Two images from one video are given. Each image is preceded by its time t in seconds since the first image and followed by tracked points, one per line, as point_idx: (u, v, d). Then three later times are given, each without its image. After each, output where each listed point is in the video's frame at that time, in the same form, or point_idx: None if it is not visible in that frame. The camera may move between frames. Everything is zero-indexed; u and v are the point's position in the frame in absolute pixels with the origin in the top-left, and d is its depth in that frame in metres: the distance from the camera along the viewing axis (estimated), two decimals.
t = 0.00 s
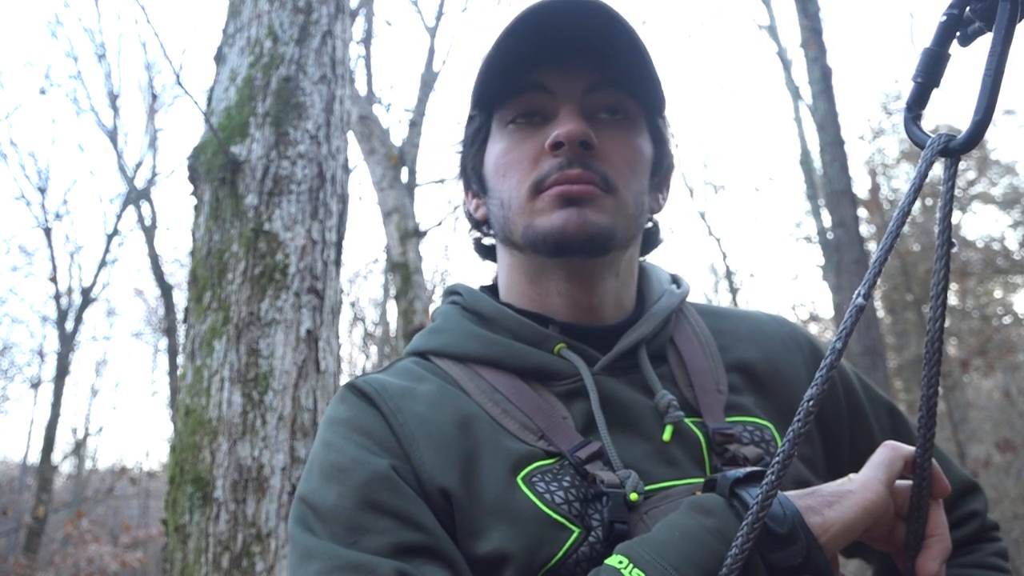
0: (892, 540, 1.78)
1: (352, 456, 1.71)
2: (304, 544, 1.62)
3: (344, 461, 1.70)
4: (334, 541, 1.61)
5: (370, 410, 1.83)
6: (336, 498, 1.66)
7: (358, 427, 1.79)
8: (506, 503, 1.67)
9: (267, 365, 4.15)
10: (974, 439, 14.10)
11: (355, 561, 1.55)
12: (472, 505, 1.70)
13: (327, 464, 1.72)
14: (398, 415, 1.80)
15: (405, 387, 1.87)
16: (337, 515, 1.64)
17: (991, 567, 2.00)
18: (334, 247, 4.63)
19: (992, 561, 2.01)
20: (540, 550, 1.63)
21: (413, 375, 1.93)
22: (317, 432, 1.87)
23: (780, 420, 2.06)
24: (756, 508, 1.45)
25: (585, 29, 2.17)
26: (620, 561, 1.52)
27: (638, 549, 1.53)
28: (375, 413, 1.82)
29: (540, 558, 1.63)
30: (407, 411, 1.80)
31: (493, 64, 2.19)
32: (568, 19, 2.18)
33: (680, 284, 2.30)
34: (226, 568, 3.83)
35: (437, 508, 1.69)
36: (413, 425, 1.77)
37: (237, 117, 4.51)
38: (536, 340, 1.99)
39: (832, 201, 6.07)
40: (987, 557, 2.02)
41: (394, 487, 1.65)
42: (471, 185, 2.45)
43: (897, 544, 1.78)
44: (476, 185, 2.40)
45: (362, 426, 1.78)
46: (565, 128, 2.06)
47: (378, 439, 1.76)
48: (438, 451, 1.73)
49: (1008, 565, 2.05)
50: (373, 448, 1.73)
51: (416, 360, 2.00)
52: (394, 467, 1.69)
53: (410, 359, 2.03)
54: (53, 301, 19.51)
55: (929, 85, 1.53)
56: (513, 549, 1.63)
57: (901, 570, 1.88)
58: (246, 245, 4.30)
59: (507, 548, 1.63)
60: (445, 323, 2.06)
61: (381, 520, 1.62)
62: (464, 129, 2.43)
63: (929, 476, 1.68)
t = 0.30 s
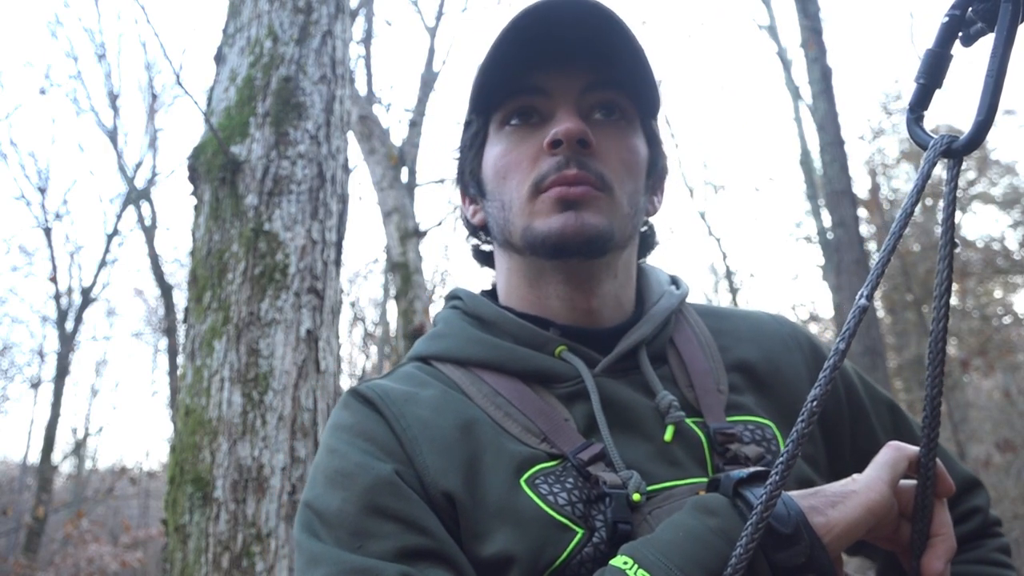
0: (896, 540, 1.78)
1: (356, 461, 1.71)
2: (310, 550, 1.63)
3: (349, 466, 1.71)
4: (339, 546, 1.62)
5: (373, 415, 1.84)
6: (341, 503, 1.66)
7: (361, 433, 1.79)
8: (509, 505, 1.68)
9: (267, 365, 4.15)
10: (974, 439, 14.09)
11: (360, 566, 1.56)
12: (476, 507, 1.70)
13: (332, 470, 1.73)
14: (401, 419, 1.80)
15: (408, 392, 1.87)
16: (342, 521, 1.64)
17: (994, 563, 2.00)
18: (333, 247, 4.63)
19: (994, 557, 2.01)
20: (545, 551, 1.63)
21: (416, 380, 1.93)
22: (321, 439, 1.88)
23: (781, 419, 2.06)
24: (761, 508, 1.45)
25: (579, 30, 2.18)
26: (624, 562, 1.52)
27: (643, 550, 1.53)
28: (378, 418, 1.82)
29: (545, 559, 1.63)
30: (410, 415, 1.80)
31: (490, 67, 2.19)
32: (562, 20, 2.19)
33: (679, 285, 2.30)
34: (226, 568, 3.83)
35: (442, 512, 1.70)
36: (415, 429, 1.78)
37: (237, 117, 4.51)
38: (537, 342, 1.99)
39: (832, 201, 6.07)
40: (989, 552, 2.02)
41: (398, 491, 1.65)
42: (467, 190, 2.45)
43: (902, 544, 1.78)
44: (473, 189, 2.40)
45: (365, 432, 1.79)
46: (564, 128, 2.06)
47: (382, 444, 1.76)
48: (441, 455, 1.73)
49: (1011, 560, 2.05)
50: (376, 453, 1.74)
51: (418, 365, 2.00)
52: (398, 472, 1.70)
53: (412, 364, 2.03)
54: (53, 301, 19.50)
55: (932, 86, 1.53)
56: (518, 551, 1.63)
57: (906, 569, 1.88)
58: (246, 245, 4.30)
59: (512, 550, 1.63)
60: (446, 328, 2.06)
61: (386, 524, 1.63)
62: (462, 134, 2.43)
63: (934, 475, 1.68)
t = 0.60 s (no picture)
0: (900, 540, 1.78)
1: (361, 464, 1.71)
2: (317, 553, 1.63)
3: (354, 469, 1.71)
4: (346, 549, 1.62)
5: (378, 419, 1.84)
6: (347, 506, 1.66)
7: (366, 436, 1.80)
8: (514, 506, 1.68)
9: (267, 365, 4.15)
10: (974, 439, 14.09)
11: (367, 567, 1.56)
12: (481, 509, 1.70)
13: (337, 473, 1.73)
14: (405, 422, 1.80)
15: (411, 395, 1.87)
16: (348, 524, 1.64)
17: (995, 562, 2.00)
18: (334, 247, 4.63)
19: (995, 556, 2.01)
20: (550, 551, 1.63)
21: (420, 383, 1.93)
22: (325, 443, 1.88)
23: (782, 420, 2.06)
24: (766, 508, 1.45)
25: (578, 33, 2.18)
26: (630, 562, 1.52)
27: (648, 550, 1.53)
28: (382, 421, 1.83)
29: (550, 559, 1.63)
30: (414, 418, 1.81)
31: (491, 70, 2.20)
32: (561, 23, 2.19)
33: (680, 286, 2.30)
34: (226, 568, 3.83)
35: (447, 514, 1.70)
36: (420, 432, 1.78)
37: (237, 116, 4.51)
38: (540, 344, 1.99)
39: (832, 201, 6.07)
40: (990, 551, 2.02)
41: (404, 494, 1.65)
42: (469, 195, 2.45)
43: (906, 544, 1.78)
44: (475, 193, 2.40)
45: (370, 435, 1.79)
46: (564, 132, 2.06)
47: (387, 447, 1.76)
48: (445, 457, 1.73)
49: (1011, 559, 2.05)
50: (382, 456, 1.74)
51: (422, 369, 2.00)
52: (403, 474, 1.70)
53: (416, 368, 2.03)
54: (53, 301, 19.48)
55: (935, 87, 1.53)
56: (523, 552, 1.63)
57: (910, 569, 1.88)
58: (246, 245, 4.30)
59: (517, 551, 1.63)
60: (449, 331, 2.06)
61: (392, 526, 1.63)
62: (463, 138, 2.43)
63: (939, 475, 1.67)
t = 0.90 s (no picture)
0: (902, 539, 1.78)
1: (364, 466, 1.71)
2: (319, 554, 1.64)
3: (357, 471, 1.71)
4: (348, 550, 1.62)
5: (380, 420, 1.84)
6: (349, 508, 1.66)
7: (368, 438, 1.80)
8: (516, 507, 1.67)
9: (267, 365, 4.15)
10: (974, 439, 14.10)
11: (369, 569, 1.56)
12: (484, 510, 1.70)
13: (340, 474, 1.73)
14: (407, 423, 1.80)
15: (413, 396, 1.87)
16: (350, 525, 1.64)
17: (996, 562, 2.00)
18: (334, 247, 4.63)
19: (995, 555, 2.01)
20: (552, 552, 1.63)
21: (421, 384, 1.93)
22: (328, 444, 1.88)
23: (783, 420, 2.06)
24: (767, 508, 1.45)
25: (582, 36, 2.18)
26: (631, 562, 1.52)
27: (650, 551, 1.53)
28: (385, 423, 1.83)
29: (552, 560, 1.63)
30: (416, 420, 1.80)
31: (494, 70, 2.20)
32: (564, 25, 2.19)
33: (681, 287, 2.30)
34: (226, 568, 3.83)
35: (449, 515, 1.70)
36: (422, 434, 1.77)
37: (237, 116, 4.50)
38: (541, 345, 1.99)
39: (832, 201, 6.07)
40: (990, 550, 2.01)
41: (406, 495, 1.65)
42: (472, 195, 2.45)
43: (908, 543, 1.78)
44: (478, 193, 2.40)
45: (372, 437, 1.79)
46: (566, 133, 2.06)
47: (389, 449, 1.76)
48: (447, 458, 1.73)
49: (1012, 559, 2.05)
50: (384, 458, 1.74)
51: (423, 370, 2.00)
52: (405, 476, 1.70)
53: (417, 369, 2.03)
54: (53, 301, 19.47)
55: (935, 87, 1.53)
56: (525, 552, 1.63)
57: (912, 569, 1.88)
58: (246, 245, 4.30)
59: (519, 552, 1.63)
60: (450, 332, 2.06)
61: (394, 528, 1.63)
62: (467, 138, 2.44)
63: (940, 474, 1.67)
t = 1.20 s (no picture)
0: (904, 539, 1.78)
1: (365, 467, 1.71)
2: (321, 555, 1.64)
3: (358, 471, 1.71)
4: (349, 551, 1.62)
5: (380, 421, 1.84)
6: (350, 509, 1.67)
7: (370, 438, 1.80)
8: (517, 507, 1.67)
9: (267, 366, 4.15)
10: (974, 439, 14.10)
11: (370, 569, 1.56)
12: (485, 511, 1.69)
13: (341, 475, 1.73)
14: (408, 424, 1.80)
15: (415, 397, 1.87)
16: (351, 526, 1.65)
17: (996, 562, 2.00)
18: (334, 247, 4.63)
19: (994, 556, 2.01)
20: (553, 552, 1.63)
21: (422, 385, 1.93)
22: (329, 445, 1.88)
23: (784, 420, 2.05)
24: (768, 509, 1.45)
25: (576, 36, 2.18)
26: (632, 563, 1.52)
27: (651, 551, 1.53)
28: (385, 423, 1.83)
29: (554, 560, 1.63)
30: (417, 420, 1.80)
31: (488, 74, 2.20)
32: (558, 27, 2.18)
33: (681, 287, 2.30)
34: (226, 568, 3.83)
35: (450, 515, 1.70)
36: (423, 434, 1.77)
37: (237, 116, 4.50)
38: (542, 346, 1.98)
39: (831, 201, 6.08)
40: (989, 551, 2.01)
41: (407, 496, 1.65)
42: (473, 196, 2.46)
43: (909, 543, 1.78)
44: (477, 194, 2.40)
45: (373, 437, 1.79)
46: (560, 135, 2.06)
47: (390, 450, 1.76)
48: (448, 459, 1.73)
49: (1011, 560, 2.05)
50: (385, 458, 1.74)
51: (424, 371, 2.00)
52: (406, 476, 1.70)
53: (418, 369, 2.03)
54: (53, 301, 19.48)
55: (936, 87, 1.53)
56: (526, 553, 1.62)
57: (914, 569, 1.88)
58: (246, 245, 4.30)
59: (520, 552, 1.63)
60: (450, 333, 2.06)
61: (395, 528, 1.63)
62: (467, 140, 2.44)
63: (942, 475, 1.67)
